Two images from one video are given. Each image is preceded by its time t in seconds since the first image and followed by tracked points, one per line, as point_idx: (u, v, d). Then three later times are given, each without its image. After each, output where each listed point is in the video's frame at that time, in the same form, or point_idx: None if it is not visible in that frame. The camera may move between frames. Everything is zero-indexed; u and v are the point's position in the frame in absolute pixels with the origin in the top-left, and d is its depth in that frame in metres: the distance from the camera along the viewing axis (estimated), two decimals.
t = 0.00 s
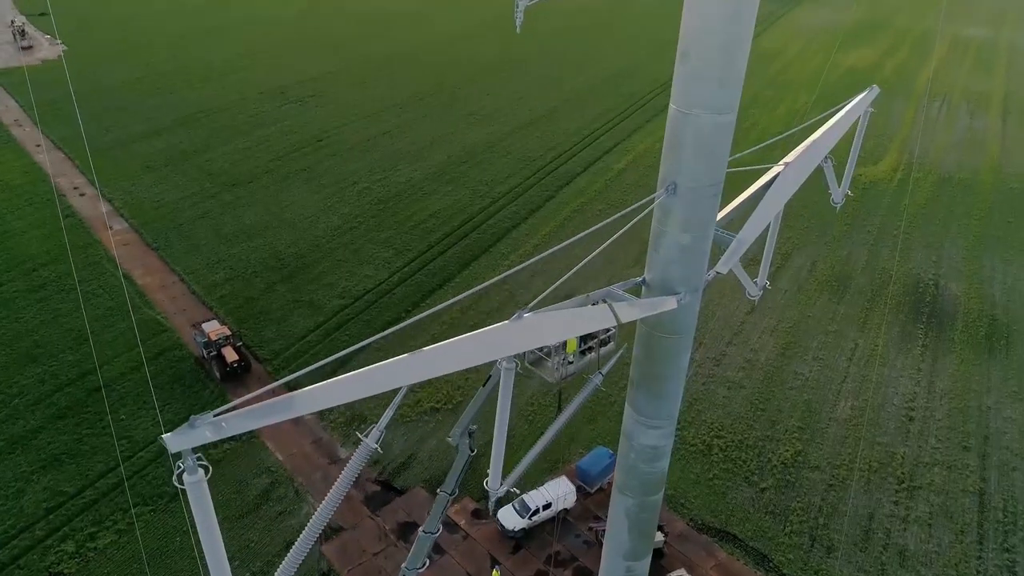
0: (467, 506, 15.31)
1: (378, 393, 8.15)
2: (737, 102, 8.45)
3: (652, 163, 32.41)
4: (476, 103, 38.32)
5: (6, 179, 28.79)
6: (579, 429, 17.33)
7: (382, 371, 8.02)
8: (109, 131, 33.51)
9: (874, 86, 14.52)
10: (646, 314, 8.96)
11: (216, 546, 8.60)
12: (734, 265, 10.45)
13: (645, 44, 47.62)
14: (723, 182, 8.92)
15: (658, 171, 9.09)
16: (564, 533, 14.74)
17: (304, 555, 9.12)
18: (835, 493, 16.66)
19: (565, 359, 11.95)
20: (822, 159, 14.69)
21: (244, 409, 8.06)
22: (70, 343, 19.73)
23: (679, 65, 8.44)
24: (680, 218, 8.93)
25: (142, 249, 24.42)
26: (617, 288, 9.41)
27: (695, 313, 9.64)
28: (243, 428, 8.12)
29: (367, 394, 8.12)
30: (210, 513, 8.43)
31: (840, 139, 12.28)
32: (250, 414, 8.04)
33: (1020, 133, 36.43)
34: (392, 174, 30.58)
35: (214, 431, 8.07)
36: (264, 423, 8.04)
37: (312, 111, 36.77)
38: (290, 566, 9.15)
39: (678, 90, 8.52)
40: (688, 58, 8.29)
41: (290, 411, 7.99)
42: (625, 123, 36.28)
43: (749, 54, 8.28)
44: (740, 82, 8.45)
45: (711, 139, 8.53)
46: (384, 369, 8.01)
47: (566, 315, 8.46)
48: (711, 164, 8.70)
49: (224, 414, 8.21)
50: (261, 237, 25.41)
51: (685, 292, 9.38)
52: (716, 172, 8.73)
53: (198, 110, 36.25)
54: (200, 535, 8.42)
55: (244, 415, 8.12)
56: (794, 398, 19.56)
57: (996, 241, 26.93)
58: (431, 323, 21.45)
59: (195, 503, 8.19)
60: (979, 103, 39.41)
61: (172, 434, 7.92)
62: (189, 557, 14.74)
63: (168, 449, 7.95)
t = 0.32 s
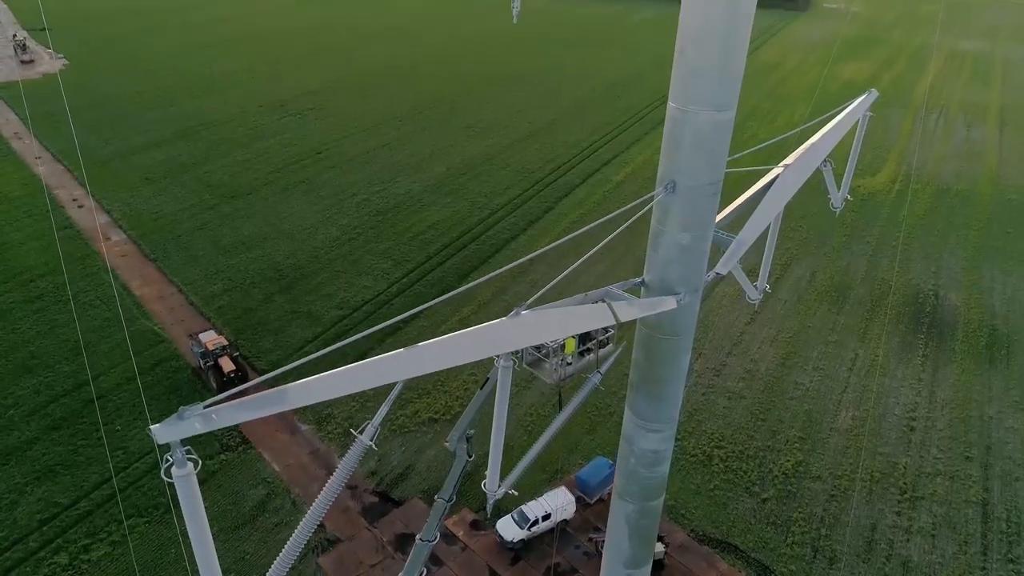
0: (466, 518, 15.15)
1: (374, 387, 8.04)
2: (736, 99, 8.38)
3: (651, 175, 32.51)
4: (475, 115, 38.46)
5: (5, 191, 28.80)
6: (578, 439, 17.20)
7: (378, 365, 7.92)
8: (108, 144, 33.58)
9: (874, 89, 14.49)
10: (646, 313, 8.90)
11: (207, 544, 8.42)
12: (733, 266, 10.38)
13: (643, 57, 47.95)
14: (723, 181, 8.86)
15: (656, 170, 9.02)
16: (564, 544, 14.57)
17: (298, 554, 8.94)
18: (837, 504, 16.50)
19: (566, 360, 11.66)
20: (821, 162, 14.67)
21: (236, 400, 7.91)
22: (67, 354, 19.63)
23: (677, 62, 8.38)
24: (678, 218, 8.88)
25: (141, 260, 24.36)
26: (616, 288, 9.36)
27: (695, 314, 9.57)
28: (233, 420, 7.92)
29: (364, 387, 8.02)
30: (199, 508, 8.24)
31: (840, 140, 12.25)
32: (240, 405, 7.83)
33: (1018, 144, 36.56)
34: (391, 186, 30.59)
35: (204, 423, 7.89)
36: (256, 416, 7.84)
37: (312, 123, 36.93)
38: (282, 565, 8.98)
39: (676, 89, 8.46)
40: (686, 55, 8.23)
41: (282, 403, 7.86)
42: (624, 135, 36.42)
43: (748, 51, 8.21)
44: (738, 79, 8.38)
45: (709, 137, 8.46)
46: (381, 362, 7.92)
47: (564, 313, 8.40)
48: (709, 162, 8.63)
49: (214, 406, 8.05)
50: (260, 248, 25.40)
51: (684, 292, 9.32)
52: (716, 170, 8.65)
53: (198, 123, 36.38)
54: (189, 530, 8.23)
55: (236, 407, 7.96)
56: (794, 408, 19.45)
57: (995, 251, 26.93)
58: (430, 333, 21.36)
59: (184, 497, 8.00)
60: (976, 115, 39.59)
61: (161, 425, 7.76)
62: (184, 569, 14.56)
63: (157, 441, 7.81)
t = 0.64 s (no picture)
0: (464, 530, 14.99)
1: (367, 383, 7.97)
2: (735, 98, 8.36)
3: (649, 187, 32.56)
4: (474, 129, 38.64)
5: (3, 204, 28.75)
6: (578, 450, 17.07)
7: (371, 360, 7.87)
8: (107, 157, 33.60)
9: (872, 94, 14.52)
10: (646, 313, 8.82)
11: (198, 540, 8.37)
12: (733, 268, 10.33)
13: (640, 72, 48.27)
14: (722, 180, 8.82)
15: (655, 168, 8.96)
16: (563, 557, 14.43)
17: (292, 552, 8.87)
18: (839, 515, 16.35)
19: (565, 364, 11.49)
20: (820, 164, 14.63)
21: (227, 394, 7.90)
22: (62, 366, 19.49)
23: (675, 60, 8.36)
24: (678, 217, 8.84)
25: (138, 272, 24.31)
26: (615, 288, 9.31)
27: (695, 315, 9.50)
28: (223, 413, 7.90)
29: (357, 383, 7.96)
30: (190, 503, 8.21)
31: (838, 144, 12.24)
32: (231, 398, 7.82)
33: (1014, 157, 36.72)
34: (389, 199, 30.58)
35: (194, 415, 7.91)
36: (245, 409, 7.83)
37: (311, 136, 37.03)
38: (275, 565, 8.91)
39: (675, 87, 8.44)
40: (684, 52, 8.20)
41: (274, 397, 7.80)
42: (621, 148, 36.54)
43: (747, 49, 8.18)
44: (737, 77, 8.36)
45: (708, 136, 8.43)
46: (375, 358, 7.87)
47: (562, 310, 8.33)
48: (708, 161, 8.59)
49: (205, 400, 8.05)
50: (258, 260, 25.36)
51: (684, 293, 9.26)
52: (715, 169, 8.61)
53: (197, 136, 36.44)
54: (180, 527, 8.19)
55: (227, 400, 7.93)
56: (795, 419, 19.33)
57: (993, 262, 26.94)
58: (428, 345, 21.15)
59: (175, 491, 7.96)
60: (972, 128, 39.82)
61: (151, 416, 7.78)
62: None
63: (146, 433, 7.82)
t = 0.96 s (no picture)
0: (461, 543, 14.81)
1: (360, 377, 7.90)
2: (732, 96, 8.33)
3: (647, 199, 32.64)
4: (470, 142, 38.76)
5: None
6: (576, 462, 16.94)
7: (363, 355, 7.80)
8: (103, 170, 33.58)
9: (868, 99, 14.56)
10: (644, 314, 8.76)
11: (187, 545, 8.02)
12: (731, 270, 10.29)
13: (636, 87, 48.64)
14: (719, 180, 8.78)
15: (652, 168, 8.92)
16: (561, 570, 14.24)
17: (283, 553, 8.59)
18: (839, 525, 16.22)
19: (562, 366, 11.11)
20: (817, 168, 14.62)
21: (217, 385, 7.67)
22: (54, 379, 19.32)
23: (672, 59, 8.34)
24: (676, 217, 8.79)
25: (133, 285, 24.19)
26: (613, 289, 9.24)
27: (693, 316, 9.44)
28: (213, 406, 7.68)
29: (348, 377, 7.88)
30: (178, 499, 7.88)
31: (835, 148, 12.26)
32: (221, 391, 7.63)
33: (1008, 170, 36.92)
34: (386, 212, 30.56)
35: (182, 408, 7.61)
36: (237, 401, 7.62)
37: (308, 150, 37.11)
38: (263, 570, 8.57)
39: (672, 86, 8.42)
40: (680, 50, 8.19)
41: (264, 389, 7.74)
42: (617, 161, 36.72)
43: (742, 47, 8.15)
44: (734, 75, 8.33)
45: (706, 134, 8.39)
46: (369, 351, 7.81)
47: (557, 309, 8.33)
48: (706, 160, 8.57)
49: (193, 392, 7.77)
50: (254, 273, 25.28)
51: (682, 294, 9.19)
52: (712, 168, 8.57)
53: (194, 150, 36.49)
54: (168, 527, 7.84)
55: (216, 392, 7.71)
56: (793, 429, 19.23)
57: (989, 273, 27.00)
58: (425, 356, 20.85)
59: (161, 487, 7.63)
60: (966, 141, 40.10)
61: (136, 407, 7.45)
62: None
63: (131, 425, 7.48)
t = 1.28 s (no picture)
0: (459, 556, 14.62)
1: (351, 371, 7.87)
2: (730, 96, 8.31)
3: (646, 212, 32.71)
4: (469, 157, 38.94)
5: None
6: (575, 474, 16.80)
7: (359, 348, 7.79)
8: (102, 185, 33.65)
9: (863, 104, 14.60)
10: (642, 313, 8.73)
11: (174, 541, 7.82)
12: (730, 272, 10.25)
13: (633, 102, 49.01)
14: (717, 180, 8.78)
15: (651, 166, 8.89)
16: None
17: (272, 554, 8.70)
18: (841, 538, 16.05)
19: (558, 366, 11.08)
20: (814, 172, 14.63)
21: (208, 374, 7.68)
22: (49, 392, 19.18)
23: (669, 57, 8.29)
24: (673, 216, 8.78)
25: (130, 297, 24.12)
26: (611, 289, 9.21)
27: (692, 316, 9.38)
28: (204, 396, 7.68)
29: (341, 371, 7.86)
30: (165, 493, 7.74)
31: (832, 152, 12.27)
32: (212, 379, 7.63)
33: (1004, 182, 37.06)
34: (384, 225, 30.58)
35: (171, 397, 7.56)
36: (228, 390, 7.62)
37: (307, 164, 37.23)
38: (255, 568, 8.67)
39: (669, 84, 8.39)
40: (677, 51, 8.15)
41: (256, 380, 7.68)
42: (615, 175, 36.95)
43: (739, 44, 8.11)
44: (732, 74, 8.30)
45: (704, 133, 8.37)
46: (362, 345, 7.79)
47: (555, 306, 8.28)
48: (704, 159, 8.54)
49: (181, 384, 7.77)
50: (251, 285, 25.23)
51: (681, 294, 9.15)
52: (711, 168, 8.56)
53: (193, 165, 36.60)
54: (154, 520, 7.68)
55: (206, 381, 7.75)
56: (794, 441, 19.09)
57: (987, 285, 27.03)
58: (423, 368, 20.45)
59: (148, 476, 7.51)
60: (962, 154, 40.36)
61: (124, 396, 7.44)
62: None
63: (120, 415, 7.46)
